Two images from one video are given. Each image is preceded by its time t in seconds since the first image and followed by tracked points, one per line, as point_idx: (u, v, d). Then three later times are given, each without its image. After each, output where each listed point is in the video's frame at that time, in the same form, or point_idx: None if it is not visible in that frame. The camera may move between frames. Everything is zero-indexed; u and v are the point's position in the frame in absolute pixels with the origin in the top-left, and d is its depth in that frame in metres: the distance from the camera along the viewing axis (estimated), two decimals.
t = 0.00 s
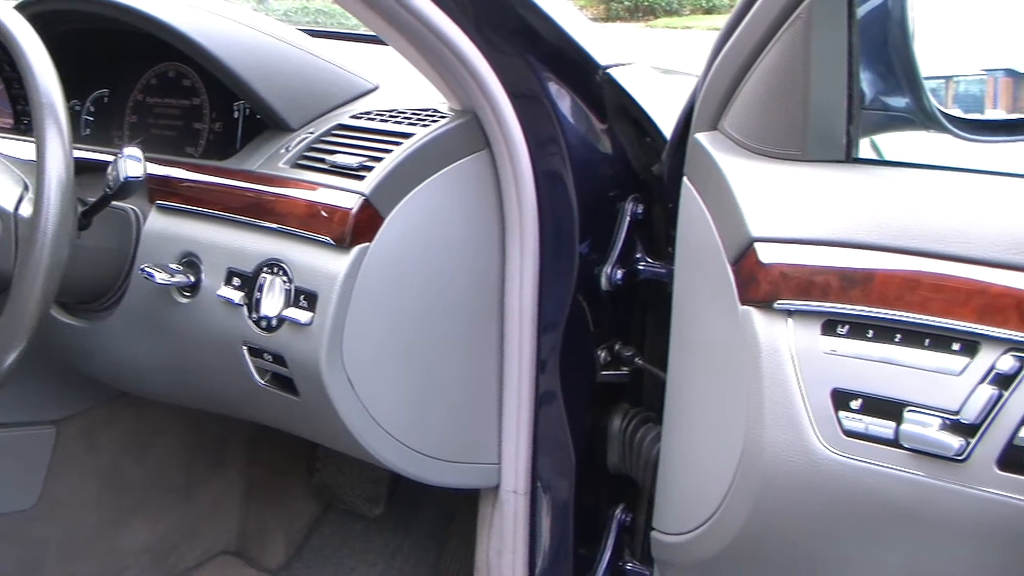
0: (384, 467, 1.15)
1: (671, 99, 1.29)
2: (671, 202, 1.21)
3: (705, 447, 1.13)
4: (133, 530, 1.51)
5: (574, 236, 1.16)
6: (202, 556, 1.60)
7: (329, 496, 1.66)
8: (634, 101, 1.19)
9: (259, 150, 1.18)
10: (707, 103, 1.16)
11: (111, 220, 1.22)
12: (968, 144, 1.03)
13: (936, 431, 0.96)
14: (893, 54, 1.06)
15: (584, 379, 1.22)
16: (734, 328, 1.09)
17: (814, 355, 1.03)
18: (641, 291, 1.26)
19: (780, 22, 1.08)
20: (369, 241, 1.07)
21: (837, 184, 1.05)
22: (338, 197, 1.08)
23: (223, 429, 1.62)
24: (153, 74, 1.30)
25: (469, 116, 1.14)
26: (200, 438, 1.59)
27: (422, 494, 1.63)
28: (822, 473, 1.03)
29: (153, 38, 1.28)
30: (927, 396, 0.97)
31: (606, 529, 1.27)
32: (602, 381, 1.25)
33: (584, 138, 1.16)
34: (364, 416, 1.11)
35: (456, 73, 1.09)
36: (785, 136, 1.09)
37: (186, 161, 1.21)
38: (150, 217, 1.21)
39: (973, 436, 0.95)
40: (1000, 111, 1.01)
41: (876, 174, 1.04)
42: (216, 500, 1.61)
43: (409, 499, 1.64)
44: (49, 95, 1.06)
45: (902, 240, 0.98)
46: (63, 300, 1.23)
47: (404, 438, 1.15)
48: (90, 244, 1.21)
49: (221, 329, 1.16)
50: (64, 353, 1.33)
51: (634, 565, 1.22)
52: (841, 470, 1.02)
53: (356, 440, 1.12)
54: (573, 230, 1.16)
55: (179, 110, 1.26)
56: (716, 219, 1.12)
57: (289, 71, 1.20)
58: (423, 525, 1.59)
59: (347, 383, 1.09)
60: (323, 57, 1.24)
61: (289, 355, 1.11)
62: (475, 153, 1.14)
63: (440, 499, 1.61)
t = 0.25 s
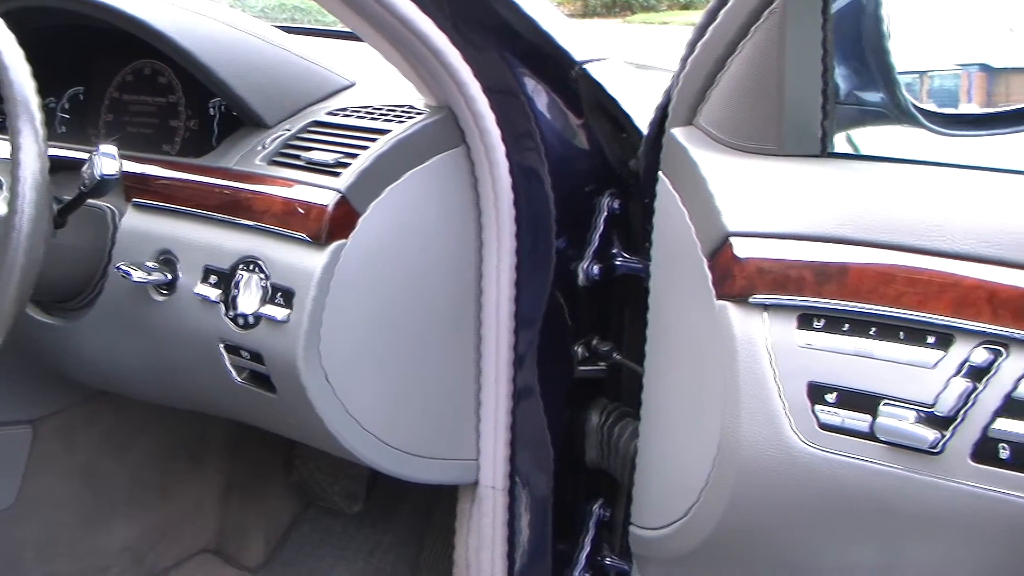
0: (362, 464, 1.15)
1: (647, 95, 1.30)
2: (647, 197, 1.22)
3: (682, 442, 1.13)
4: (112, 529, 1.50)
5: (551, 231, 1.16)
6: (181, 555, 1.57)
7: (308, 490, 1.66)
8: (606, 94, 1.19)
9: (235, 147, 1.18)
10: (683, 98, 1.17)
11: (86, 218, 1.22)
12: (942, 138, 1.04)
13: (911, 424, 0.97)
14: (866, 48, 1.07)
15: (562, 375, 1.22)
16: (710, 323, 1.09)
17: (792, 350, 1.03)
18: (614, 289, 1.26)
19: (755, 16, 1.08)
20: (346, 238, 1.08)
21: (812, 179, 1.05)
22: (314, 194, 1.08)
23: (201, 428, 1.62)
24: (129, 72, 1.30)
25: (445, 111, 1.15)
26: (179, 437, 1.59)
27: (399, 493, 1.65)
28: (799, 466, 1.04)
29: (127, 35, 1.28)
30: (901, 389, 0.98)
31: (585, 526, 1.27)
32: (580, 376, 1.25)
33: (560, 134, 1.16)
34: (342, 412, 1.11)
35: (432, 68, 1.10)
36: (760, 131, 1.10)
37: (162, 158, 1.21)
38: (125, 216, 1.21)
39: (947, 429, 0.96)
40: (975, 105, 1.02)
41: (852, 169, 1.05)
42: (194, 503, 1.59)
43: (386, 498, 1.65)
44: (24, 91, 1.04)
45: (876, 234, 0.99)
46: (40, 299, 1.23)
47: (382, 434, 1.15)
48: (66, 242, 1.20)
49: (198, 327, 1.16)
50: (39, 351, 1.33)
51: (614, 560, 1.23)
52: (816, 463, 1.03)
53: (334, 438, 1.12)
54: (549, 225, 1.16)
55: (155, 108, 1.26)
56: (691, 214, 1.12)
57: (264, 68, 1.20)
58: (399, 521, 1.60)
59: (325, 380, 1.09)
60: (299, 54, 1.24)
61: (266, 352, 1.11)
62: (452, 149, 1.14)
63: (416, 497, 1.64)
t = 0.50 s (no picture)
0: (342, 459, 1.15)
1: (625, 89, 1.30)
2: (625, 190, 1.21)
3: (662, 435, 1.14)
4: (90, 527, 1.49)
5: (528, 226, 1.16)
6: (159, 554, 1.58)
7: (287, 487, 1.68)
8: (588, 93, 1.18)
9: (213, 142, 1.18)
10: (660, 92, 1.17)
11: (63, 214, 1.22)
12: (918, 132, 1.05)
13: (887, 415, 0.97)
14: (842, 42, 1.07)
15: (538, 369, 1.21)
16: (688, 316, 1.09)
17: (770, 343, 1.04)
18: (591, 284, 1.25)
19: (732, 9, 1.09)
20: (323, 233, 1.07)
21: (789, 172, 1.06)
22: (292, 189, 1.07)
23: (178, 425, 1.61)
24: (106, 67, 1.29)
25: (423, 106, 1.15)
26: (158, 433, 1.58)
27: (378, 489, 1.66)
28: (777, 458, 1.05)
29: (103, 30, 1.27)
30: (878, 381, 0.98)
31: (565, 519, 1.26)
32: (558, 370, 1.24)
33: (538, 128, 1.16)
34: (320, 407, 1.11)
35: (409, 64, 1.10)
36: (738, 125, 1.11)
37: (139, 154, 1.22)
38: (103, 211, 1.22)
39: (923, 421, 0.97)
40: (950, 99, 1.02)
41: (828, 162, 1.06)
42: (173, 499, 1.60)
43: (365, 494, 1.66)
44: None
45: (852, 227, 1.00)
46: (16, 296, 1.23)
47: (360, 429, 1.15)
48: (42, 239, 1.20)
49: (176, 323, 1.16)
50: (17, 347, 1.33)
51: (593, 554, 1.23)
52: (794, 455, 1.04)
53: (312, 433, 1.12)
54: (526, 219, 1.16)
55: (132, 103, 1.26)
56: (669, 207, 1.12)
57: (242, 64, 1.20)
58: (379, 517, 1.61)
59: (303, 375, 1.09)
60: (276, 49, 1.24)
61: (244, 348, 1.10)
62: (430, 144, 1.14)
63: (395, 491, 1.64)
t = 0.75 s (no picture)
0: (323, 455, 1.15)
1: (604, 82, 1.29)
2: (604, 182, 1.20)
3: (643, 428, 1.14)
4: (71, 525, 1.49)
5: (506, 220, 1.15)
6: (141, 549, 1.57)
7: (268, 482, 1.66)
8: (565, 84, 1.19)
9: (191, 137, 1.18)
10: (639, 85, 1.18)
11: (46, 210, 1.24)
12: (897, 124, 1.06)
13: (866, 407, 0.99)
14: (820, 34, 1.07)
15: (518, 366, 1.21)
16: (667, 308, 1.10)
17: (749, 335, 1.05)
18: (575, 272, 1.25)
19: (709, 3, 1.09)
20: (303, 227, 1.07)
21: (767, 164, 1.07)
22: (272, 183, 1.08)
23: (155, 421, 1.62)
24: (84, 62, 1.29)
25: (401, 101, 1.15)
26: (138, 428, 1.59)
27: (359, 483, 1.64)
28: (755, 449, 1.05)
29: (80, 25, 1.27)
30: (857, 371, 1.00)
31: (546, 513, 1.26)
32: (539, 363, 1.25)
33: (517, 122, 1.16)
34: (300, 402, 1.11)
35: (389, 59, 1.10)
36: (716, 118, 1.11)
37: (117, 149, 1.21)
38: (81, 206, 1.22)
39: (901, 412, 0.98)
40: (928, 91, 1.04)
41: (806, 154, 1.07)
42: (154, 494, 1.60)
43: (348, 489, 1.65)
44: None
45: (830, 219, 1.01)
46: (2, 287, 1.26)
47: (341, 424, 1.15)
48: (22, 234, 1.23)
49: (156, 318, 1.16)
50: None
51: (574, 545, 1.21)
52: (772, 447, 1.05)
53: (293, 427, 1.12)
54: (504, 212, 1.15)
55: (109, 98, 1.26)
56: (647, 200, 1.12)
57: (220, 58, 1.20)
58: (361, 512, 1.60)
59: (283, 371, 1.09)
60: (254, 43, 1.24)
61: (225, 343, 1.10)
62: (409, 138, 1.14)
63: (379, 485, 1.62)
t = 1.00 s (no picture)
0: (305, 451, 1.15)
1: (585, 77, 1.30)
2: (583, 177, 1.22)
3: (624, 422, 1.14)
4: (52, 523, 1.50)
5: (487, 214, 1.16)
6: (125, 544, 1.58)
7: (251, 480, 1.69)
8: (544, 77, 1.20)
9: (171, 132, 1.18)
10: (619, 79, 1.18)
11: (26, 206, 1.25)
12: (874, 117, 1.07)
13: (845, 399, 0.99)
14: (800, 28, 1.08)
15: (497, 360, 1.21)
16: (647, 301, 1.10)
17: (729, 329, 1.05)
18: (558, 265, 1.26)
19: None
20: (282, 222, 1.07)
21: (746, 157, 1.07)
22: (250, 178, 1.07)
23: (137, 417, 1.63)
24: (62, 58, 1.29)
25: (380, 94, 1.14)
26: (119, 424, 1.60)
27: (344, 477, 1.67)
28: (735, 442, 1.06)
29: (58, 20, 1.27)
30: (836, 364, 1.00)
31: (527, 505, 1.26)
32: (520, 358, 1.25)
33: (497, 116, 1.16)
34: (282, 398, 1.11)
35: (367, 53, 1.10)
36: (695, 111, 1.11)
37: (97, 144, 1.21)
38: (60, 202, 1.22)
39: (880, 403, 0.98)
40: (907, 85, 1.05)
41: (785, 147, 1.08)
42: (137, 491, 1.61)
43: (331, 483, 1.67)
44: None
45: (809, 211, 1.02)
46: None
47: (322, 418, 1.15)
48: (8, 229, 1.25)
49: (136, 314, 1.16)
50: None
51: (557, 540, 1.21)
52: (753, 440, 1.05)
53: (273, 422, 1.12)
54: (485, 206, 1.16)
55: (88, 94, 1.26)
56: (627, 194, 1.12)
57: (200, 53, 1.20)
58: (346, 506, 1.63)
59: (264, 366, 1.09)
60: (233, 38, 1.24)
61: (206, 340, 1.10)
62: (389, 132, 1.14)
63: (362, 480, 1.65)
